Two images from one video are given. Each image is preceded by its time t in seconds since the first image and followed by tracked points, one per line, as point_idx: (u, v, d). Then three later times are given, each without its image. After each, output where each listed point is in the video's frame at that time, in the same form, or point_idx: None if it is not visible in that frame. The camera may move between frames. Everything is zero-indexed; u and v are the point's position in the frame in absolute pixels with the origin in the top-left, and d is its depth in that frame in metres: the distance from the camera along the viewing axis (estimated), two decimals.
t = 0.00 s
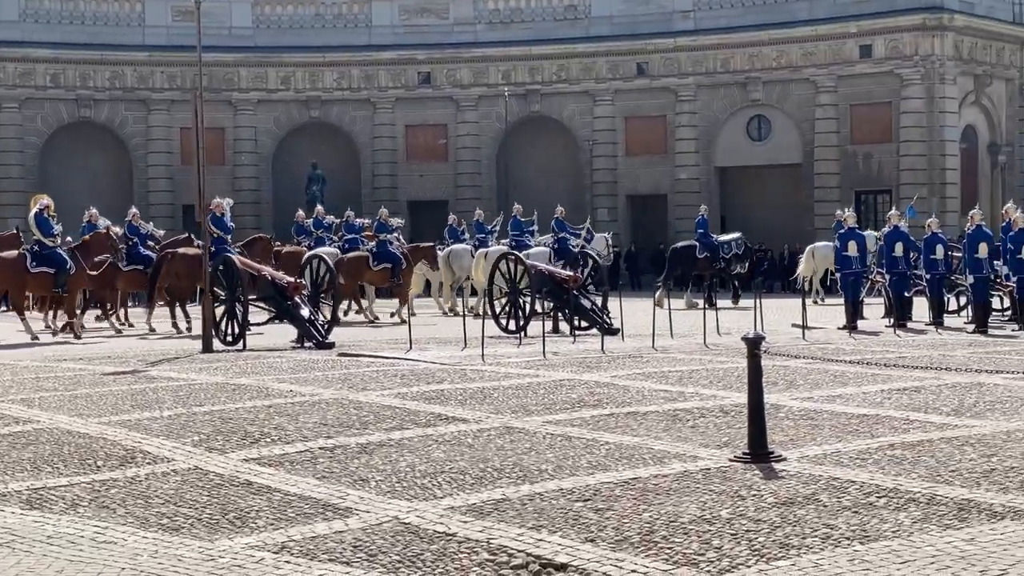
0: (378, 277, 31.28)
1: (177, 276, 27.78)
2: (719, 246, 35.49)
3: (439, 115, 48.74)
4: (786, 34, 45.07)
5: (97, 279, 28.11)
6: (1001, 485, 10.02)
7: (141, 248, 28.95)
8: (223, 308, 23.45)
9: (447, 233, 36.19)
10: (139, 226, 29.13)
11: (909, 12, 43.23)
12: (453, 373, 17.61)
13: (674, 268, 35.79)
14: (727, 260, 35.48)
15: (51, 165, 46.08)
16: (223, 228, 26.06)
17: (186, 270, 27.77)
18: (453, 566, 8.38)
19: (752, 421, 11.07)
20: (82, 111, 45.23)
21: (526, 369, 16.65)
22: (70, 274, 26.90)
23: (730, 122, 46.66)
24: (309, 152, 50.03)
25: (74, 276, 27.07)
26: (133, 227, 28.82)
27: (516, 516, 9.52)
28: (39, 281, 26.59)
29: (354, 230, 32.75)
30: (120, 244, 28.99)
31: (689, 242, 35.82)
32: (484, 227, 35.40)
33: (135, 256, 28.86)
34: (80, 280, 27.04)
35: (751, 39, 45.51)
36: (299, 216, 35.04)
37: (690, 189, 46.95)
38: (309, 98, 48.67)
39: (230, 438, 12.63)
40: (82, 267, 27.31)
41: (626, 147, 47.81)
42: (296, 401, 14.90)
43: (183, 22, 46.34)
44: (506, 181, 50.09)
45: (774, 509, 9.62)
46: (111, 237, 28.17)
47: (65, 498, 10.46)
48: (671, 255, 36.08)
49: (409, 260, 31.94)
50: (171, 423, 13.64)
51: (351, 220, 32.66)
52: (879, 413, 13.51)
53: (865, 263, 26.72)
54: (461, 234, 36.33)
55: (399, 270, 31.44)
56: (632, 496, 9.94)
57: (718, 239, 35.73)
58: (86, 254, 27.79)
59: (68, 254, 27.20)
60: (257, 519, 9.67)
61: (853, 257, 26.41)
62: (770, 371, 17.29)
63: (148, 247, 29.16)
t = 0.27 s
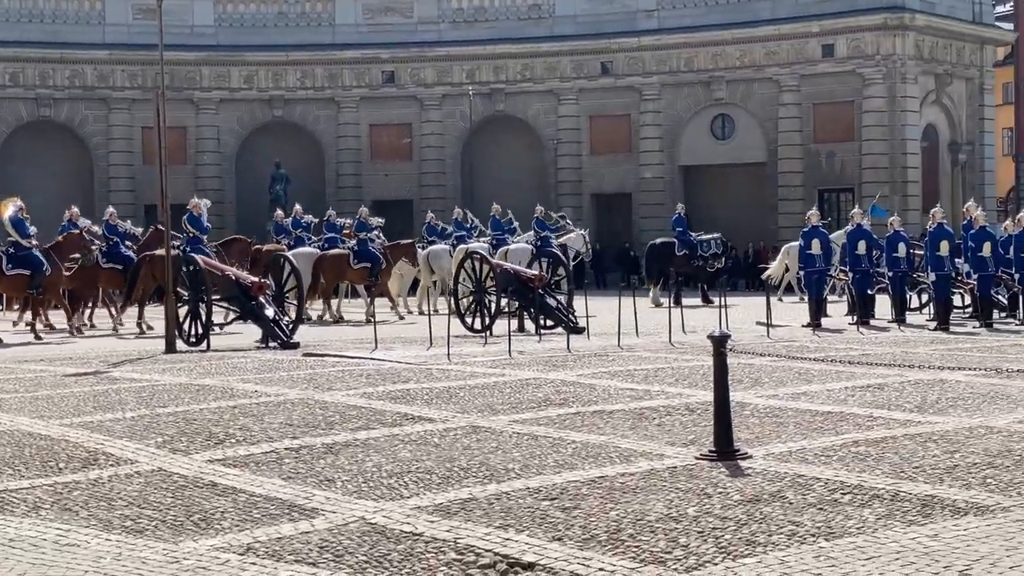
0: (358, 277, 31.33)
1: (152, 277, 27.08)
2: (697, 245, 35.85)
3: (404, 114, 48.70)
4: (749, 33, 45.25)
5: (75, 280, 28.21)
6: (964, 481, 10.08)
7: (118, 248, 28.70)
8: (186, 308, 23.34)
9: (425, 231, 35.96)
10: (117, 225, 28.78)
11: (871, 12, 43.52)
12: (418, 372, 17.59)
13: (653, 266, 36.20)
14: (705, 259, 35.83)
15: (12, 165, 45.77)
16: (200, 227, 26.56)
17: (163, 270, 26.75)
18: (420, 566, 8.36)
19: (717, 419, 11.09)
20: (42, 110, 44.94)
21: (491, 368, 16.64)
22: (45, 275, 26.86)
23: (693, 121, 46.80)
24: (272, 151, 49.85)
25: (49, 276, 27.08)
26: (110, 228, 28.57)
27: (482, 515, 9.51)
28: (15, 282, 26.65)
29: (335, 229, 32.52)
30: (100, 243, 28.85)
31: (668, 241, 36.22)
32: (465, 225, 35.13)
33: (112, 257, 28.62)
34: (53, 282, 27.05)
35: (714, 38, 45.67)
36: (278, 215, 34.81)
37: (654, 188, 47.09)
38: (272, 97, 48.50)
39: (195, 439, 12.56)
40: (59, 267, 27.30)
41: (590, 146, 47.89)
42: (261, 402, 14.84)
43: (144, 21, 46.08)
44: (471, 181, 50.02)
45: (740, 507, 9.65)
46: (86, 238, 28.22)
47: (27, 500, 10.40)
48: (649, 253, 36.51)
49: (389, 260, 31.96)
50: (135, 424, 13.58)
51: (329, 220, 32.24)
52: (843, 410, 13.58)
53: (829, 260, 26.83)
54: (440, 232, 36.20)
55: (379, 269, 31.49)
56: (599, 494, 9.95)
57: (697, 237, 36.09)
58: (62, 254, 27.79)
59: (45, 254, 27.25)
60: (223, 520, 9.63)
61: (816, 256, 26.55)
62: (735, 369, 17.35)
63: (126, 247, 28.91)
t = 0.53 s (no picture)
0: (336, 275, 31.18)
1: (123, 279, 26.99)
2: (670, 243, 35.97)
3: (365, 112, 48.59)
4: (710, 31, 45.39)
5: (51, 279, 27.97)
6: (927, 478, 10.13)
7: (93, 247, 28.31)
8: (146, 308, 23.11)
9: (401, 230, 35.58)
10: (93, 224, 28.37)
11: (831, 11, 43.77)
12: (382, 372, 17.54)
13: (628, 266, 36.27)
14: (678, 255, 35.93)
15: None
16: (176, 228, 26.67)
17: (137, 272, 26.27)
18: (385, 566, 8.32)
19: (681, 417, 11.09)
20: None
21: (455, 367, 16.61)
22: (17, 274, 27.05)
23: (655, 119, 46.89)
24: (232, 149, 49.60)
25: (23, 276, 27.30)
26: (86, 226, 28.22)
27: (447, 515, 9.48)
28: None
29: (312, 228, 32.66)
30: (76, 243, 28.52)
31: (640, 240, 36.29)
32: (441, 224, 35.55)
33: (86, 256, 28.29)
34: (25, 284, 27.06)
35: (675, 36, 45.79)
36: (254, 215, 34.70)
37: (616, 186, 47.24)
38: (232, 96, 48.26)
39: (157, 439, 12.49)
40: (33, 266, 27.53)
41: (551, 144, 47.90)
42: (224, 402, 14.77)
43: (102, 19, 45.86)
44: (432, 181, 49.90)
45: (705, 504, 9.66)
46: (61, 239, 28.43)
47: None
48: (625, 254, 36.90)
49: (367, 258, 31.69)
50: (96, 425, 13.49)
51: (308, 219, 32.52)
52: (805, 407, 13.63)
53: (791, 258, 26.95)
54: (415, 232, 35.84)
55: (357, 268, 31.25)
56: (565, 493, 9.94)
57: (669, 235, 36.20)
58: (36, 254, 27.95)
59: (17, 253, 27.35)
60: (186, 521, 9.57)
61: (779, 254, 26.64)
62: (699, 367, 17.38)
63: (102, 246, 28.51)
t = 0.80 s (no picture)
0: (314, 276, 30.98)
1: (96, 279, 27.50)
2: (643, 244, 36.02)
3: (327, 113, 48.48)
4: (671, 32, 45.54)
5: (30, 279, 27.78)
6: (888, 476, 10.21)
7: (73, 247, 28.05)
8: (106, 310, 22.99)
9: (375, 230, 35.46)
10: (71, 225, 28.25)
11: (791, 12, 44.01)
12: (344, 373, 17.51)
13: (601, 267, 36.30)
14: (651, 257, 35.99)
15: None
16: (150, 227, 26.93)
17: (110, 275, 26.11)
18: (349, 568, 8.30)
19: (645, 417, 11.12)
20: None
21: (418, 368, 16.61)
22: None
23: (617, 120, 47.00)
24: (192, 150, 49.37)
25: None
26: (64, 227, 28.05)
27: (412, 516, 9.47)
28: None
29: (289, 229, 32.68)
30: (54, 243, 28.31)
31: (613, 241, 36.34)
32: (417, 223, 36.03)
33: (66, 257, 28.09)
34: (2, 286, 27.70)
35: (636, 37, 45.92)
36: (229, 216, 34.43)
37: (578, 187, 47.31)
38: (192, 96, 48.04)
39: (118, 442, 12.43)
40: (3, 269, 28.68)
41: (513, 144, 47.93)
42: (185, 404, 14.70)
43: (60, 19, 45.62)
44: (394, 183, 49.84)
45: (668, 504, 9.69)
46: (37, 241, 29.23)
47: None
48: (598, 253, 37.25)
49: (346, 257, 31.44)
50: (56, 427, 13.42)
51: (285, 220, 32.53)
52: (768, 407, 13.71)
53: (751, 258, 27.06)
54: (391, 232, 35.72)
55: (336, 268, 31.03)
56: (529, 494, 9.95)
57: (643, 237, 36.25)
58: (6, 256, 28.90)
59: None
60: (149, 524, 9.53)
61: (740, 254, 26.78)
62: (662, 367, 17.46)
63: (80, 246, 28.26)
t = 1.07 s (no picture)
0: (292, 275, 30.81)
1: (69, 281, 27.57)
2: (615, 243, 36.21)
3: (287, 112, 48.31)
4: (632, 32, 45.63)
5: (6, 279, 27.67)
6: (848, 474, 10.26)
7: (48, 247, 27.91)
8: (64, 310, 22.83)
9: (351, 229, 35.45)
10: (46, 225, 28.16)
11: (750, 12, 44.17)
12: (306, 373, 17.44)
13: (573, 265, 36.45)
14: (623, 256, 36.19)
15: None
16: (123, 227, 26.79)
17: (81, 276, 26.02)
18: (311, 569, 8.26)
19: (607, 416, 11.13)
20: None
21: (380, 368, 16.56)
22: None
23: (578, 119, 47.05)
24: (151, 149, 49.09)
25: None
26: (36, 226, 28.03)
27: (375, 516, 9.45)
28: None
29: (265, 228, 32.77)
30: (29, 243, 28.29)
31: (586, 239, 36.48)
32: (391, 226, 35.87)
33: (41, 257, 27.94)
34: None
35: (597, 37, 45.97)
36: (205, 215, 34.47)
37: (539, 186, 47.32)
38: (151, 94, 47.76)
39: (78, 443, 12.33)
40: None
41: (474, 143, 47.91)
42: (145, 404, 14.60)
43: (17, 17, 45.29)
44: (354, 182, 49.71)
45: (631, 503, 9.71)
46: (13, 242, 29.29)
47: None
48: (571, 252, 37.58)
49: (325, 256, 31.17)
50: (15, 427, 13.32)
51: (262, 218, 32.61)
52: (729, 405, 13.75)
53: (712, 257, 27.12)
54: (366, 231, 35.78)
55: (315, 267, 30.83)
56: (491, 493, 9.94)
57: (615, 235, 36.43)
58: None
59: None
60: (109, 525, 9.46)
61: (701, 254, 26.83)
62: (624, 366, 17.50)
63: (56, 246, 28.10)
